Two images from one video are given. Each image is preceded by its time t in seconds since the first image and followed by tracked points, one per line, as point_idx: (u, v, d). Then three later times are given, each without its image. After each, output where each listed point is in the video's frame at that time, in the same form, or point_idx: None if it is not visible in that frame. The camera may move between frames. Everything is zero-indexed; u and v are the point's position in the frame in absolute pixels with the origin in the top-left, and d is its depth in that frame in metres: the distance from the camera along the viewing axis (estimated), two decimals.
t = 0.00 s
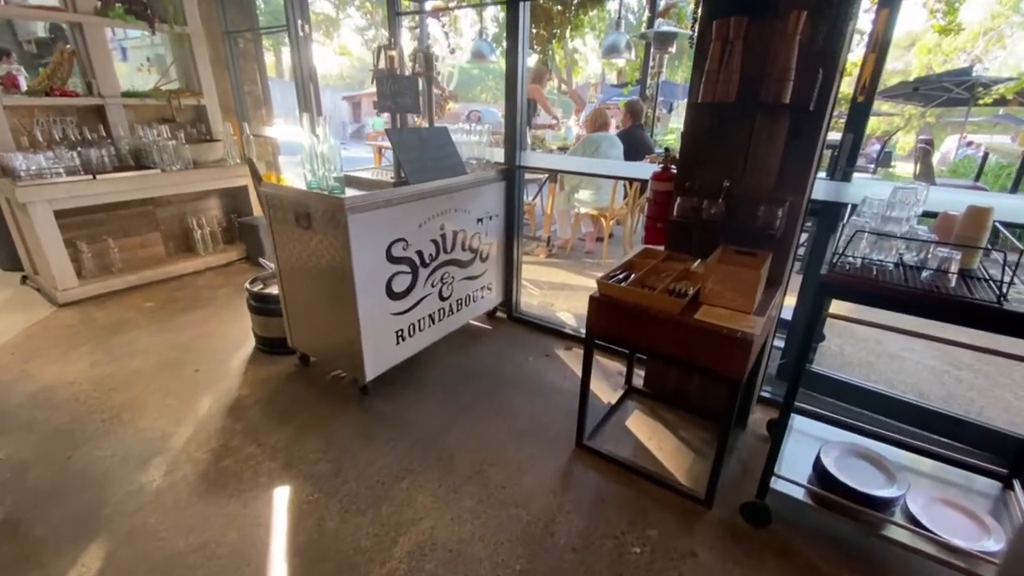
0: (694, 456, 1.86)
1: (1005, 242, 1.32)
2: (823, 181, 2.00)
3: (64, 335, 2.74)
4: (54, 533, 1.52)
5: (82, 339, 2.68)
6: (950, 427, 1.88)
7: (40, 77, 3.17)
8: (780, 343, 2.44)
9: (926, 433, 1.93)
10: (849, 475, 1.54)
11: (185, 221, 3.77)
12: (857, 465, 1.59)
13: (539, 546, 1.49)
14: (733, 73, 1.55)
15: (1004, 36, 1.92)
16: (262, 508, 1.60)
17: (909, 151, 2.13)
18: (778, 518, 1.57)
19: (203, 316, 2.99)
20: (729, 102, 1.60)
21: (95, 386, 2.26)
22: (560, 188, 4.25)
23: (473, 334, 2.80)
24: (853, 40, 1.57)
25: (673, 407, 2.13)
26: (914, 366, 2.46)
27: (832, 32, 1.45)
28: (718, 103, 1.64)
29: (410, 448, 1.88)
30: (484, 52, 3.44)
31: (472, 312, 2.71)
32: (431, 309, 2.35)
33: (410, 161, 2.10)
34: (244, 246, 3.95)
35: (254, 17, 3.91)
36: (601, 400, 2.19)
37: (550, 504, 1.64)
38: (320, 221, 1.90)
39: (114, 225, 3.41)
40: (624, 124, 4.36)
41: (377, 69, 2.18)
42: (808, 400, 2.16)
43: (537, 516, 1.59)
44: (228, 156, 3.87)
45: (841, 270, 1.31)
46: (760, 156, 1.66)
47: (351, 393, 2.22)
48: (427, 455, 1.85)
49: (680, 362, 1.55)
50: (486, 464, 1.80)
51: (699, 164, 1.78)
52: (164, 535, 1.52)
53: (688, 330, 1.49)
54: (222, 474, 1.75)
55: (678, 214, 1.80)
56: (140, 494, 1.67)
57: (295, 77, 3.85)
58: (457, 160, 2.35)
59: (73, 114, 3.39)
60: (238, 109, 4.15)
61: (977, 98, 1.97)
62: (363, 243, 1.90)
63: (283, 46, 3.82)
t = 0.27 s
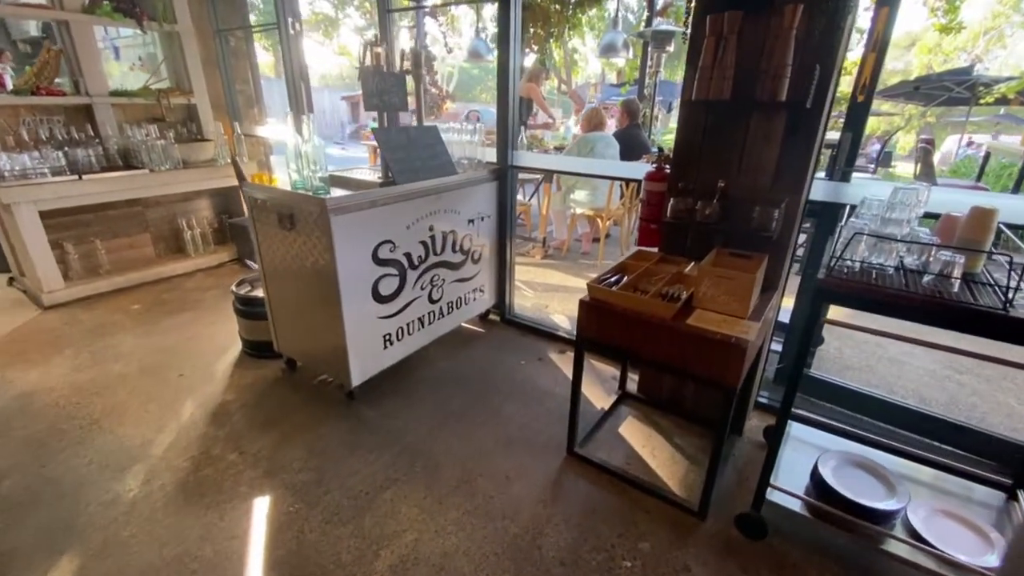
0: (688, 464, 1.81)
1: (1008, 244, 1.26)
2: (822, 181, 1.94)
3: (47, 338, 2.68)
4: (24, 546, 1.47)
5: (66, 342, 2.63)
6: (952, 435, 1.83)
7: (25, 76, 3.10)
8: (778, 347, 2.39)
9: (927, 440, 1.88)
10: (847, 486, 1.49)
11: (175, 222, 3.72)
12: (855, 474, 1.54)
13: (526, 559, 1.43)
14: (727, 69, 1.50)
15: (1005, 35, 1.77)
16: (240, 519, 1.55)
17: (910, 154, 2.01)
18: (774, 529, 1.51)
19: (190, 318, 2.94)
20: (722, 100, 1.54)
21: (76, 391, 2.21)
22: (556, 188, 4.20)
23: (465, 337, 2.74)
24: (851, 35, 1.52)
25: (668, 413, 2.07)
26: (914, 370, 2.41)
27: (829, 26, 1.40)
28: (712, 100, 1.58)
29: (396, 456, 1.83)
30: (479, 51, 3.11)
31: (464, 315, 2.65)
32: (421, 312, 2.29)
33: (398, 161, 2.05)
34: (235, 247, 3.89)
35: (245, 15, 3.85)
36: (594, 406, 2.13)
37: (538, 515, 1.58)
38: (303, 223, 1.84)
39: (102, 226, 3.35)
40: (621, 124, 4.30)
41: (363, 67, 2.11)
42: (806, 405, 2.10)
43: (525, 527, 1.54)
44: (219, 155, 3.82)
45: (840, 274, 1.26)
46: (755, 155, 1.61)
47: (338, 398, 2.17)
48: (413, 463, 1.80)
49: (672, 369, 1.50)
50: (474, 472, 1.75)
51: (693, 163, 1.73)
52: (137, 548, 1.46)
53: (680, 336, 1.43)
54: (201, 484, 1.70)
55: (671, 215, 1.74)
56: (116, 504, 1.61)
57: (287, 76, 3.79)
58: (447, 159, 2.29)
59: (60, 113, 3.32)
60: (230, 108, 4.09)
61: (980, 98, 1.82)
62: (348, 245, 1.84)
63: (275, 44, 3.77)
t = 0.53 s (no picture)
0: (686, 470, 1.77)
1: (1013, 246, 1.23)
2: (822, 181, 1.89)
3: (34, 341, 2.64)
4: None
5: (53, 345, 2.58)
6: (955, 440, 1.78)
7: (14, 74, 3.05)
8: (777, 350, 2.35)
9: (930, 445, 1.84)
10: (848, 495, 1.45)
11: (167, 222, 3.68)
12: (856, 482, 1.50)
13: (517, 571, 1.39)
14: (724, 65, 1.46)
15: (1006, 34, 1.68)
16: (223, 528, 1.50)
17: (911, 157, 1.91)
18: (774, 539, 1.47)
19: (180, 320, 2.89)
20: (720, 97, 1.50)
21: (61, 395, 2.16)
22: (553, 188, 4.16)
23: (459, 339, 2.69)
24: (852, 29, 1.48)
25: (664, 418, 2.03)
26: (917, 374, 2.36)
27: (830, 19, 1.35)
28: (708, 97, 1.54)
29: (386, 462, 1.78)
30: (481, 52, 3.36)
31: (458, 317, 2.60)
32: (413, 314, 2.24)
33: (389, 160, 2.01)
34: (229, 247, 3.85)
35: (239, 13, 3.81)
36: (590, 410, 2.09)
37: (531, 524, 1.54)
38: (291, 223, 1.80)
39: (93, 226, 3.31)
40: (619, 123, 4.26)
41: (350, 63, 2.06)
42: (806, 409, 2.06)
43: (517, 537, 1.49)
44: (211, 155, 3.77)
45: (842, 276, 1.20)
46: (753, 153, 1.56)
47: (328, 402, 2.12)
48: (403, 469, 1.75)
49: (668, 374, 1.45)
50: (465, 479, 1.70)
51: (690, 162, 1.68)
52: (117, 559, 1.42)
53: (676, 340, 1.38)
54: (185, 491, 1.65)
55: (668, 215, 1.70)
56: (96, 513, 1.57)
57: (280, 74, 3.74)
58: (440, 158, 2.25)
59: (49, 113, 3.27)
60: (223, 107, 4.05)
61: (982, 97, 1.71)
62: (336, 245, 1.79)
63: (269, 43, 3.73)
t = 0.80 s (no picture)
0: (684, 479, 1.71)
1: None
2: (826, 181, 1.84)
3: (21, 343, 2.58)
4: None
5: (40, 348, 2.53)
6: (963, 448, 1.73)
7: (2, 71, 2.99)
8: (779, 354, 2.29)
9: (936, 453, 1.79)
10: (852, 508, 1.40)
11: (159, 222, 3.63)
12: (859, 492, 1.45)
13: None
14: (725, 61, 1.40)
15: (1008, 33, 1.61)
16: (206, 541, 1.46)
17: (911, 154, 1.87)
18: (776, 553, 1.42)
19: (171, 322, 2.84)
20: (721, 94, 1.44)
21: (45, 401, 2.11)
22: (551, 187, 4.11)
23: (454, 342, 2.64)
24: (857, 24, 1.42)
25: (663, 424, 1.98)
26: (922, 378, 2.31)
27: (836, 13, 1.30)
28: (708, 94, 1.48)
29: (376, 471, 1.73)
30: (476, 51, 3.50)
31: (453, 319, 2.55)
32: (406, 317, 2.19)
33: (380, 159, 1.95)
34: (222, 248, 3.80)
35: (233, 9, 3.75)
36: (587, 416, 2.04)
37: (524, 536, 1.49)
38: (278, 224, 1.75)
39: (83, 226, 3.26)
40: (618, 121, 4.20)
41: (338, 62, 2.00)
42: (808, 415, 2.01)
43: (510, 549, 1.44)
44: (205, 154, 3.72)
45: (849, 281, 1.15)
46: (755, 153, 1.50)
47: (318, 407, 2.07)
48: (394, 478, 1.70)
49: (666, 382, 1.40)
50: (457, 489, 1.65)
51: (689, 162, 1.63)
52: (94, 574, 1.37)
53: (675, 347, 1.33)
54: (168, 501, 1.60)
55: (666, 216, 1.64)
56: (76, 525, 1.52)
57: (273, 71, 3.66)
58: (433, 157, 2.19)
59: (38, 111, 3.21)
60: (216, 105, 3.99)
61: (985, 94, 1.65)
62: (325, 247, 1.74)
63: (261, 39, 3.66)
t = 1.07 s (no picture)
0: (684, 493, 1.66)
1: None
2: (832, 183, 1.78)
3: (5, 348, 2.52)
4: None
5: (24, 353, 2.47)
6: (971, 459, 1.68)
7: None
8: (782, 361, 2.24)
9: (944, 464, 1.73)
10: (858, 527, 1.34)
11: (150, 223, 3.57)
12: (861, 507, 1.40)
13: None
14: (728, 59, 1.34)
15: (1009, 31, 1.60)
16: (186, 560, 1.40)
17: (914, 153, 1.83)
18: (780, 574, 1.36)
19: (160, 327, 2.78)
20: (722, 94, 1.38)
21: (26, 409, 2.05)
22: (549, 188, 4.05)
23: (449, 347, 2.58)
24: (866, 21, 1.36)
25: (662, 433, 1.92)
26: (928, 385, 2.25)
27: (844, 8, 1.24)
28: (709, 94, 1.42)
29: (364, 484, 1.67)
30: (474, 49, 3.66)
31: (448, 324, 2.49)
32: (398, 323, 2.13)
33: (369, 161, 1.88)
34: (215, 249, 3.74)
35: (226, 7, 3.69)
36: (583, 425, 1.98)
37: (517, 554, 1.43)
38: (263, 228, 1.68)
39: (72, 228, 3.20)
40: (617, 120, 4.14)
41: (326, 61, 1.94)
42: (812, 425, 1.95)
43: (502, 569, 1.39)
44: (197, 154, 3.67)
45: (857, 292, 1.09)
46: (758, 155, 1.44)
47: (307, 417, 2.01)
48: (383, 491, 1.64)
49: (665, 395, 1.33)
50: (448, 503, 1.60)
51: (689, 164, 1.57)
52: None
53: (674, 359, 1.27)
54: (148, 517, 1.54)
55: (665, 221, 1.58)
56: (51, 543, 1.46)
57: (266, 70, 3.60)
58: (427, 158, 2.13)
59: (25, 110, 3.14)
60: (209, 104, 3.94)
61: (990, 93, 1.72)
62: (312, 252, 1.68)
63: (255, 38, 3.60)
